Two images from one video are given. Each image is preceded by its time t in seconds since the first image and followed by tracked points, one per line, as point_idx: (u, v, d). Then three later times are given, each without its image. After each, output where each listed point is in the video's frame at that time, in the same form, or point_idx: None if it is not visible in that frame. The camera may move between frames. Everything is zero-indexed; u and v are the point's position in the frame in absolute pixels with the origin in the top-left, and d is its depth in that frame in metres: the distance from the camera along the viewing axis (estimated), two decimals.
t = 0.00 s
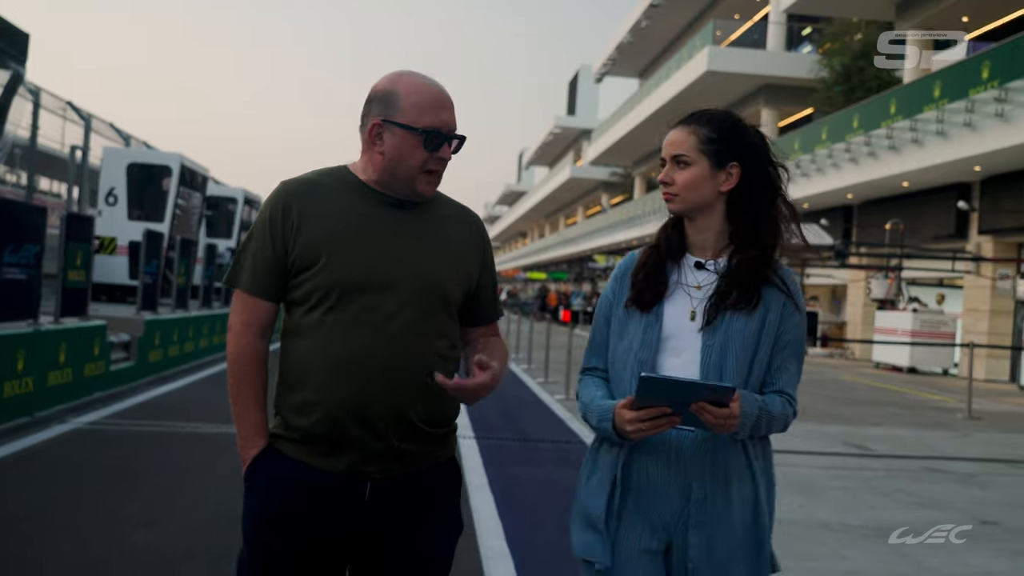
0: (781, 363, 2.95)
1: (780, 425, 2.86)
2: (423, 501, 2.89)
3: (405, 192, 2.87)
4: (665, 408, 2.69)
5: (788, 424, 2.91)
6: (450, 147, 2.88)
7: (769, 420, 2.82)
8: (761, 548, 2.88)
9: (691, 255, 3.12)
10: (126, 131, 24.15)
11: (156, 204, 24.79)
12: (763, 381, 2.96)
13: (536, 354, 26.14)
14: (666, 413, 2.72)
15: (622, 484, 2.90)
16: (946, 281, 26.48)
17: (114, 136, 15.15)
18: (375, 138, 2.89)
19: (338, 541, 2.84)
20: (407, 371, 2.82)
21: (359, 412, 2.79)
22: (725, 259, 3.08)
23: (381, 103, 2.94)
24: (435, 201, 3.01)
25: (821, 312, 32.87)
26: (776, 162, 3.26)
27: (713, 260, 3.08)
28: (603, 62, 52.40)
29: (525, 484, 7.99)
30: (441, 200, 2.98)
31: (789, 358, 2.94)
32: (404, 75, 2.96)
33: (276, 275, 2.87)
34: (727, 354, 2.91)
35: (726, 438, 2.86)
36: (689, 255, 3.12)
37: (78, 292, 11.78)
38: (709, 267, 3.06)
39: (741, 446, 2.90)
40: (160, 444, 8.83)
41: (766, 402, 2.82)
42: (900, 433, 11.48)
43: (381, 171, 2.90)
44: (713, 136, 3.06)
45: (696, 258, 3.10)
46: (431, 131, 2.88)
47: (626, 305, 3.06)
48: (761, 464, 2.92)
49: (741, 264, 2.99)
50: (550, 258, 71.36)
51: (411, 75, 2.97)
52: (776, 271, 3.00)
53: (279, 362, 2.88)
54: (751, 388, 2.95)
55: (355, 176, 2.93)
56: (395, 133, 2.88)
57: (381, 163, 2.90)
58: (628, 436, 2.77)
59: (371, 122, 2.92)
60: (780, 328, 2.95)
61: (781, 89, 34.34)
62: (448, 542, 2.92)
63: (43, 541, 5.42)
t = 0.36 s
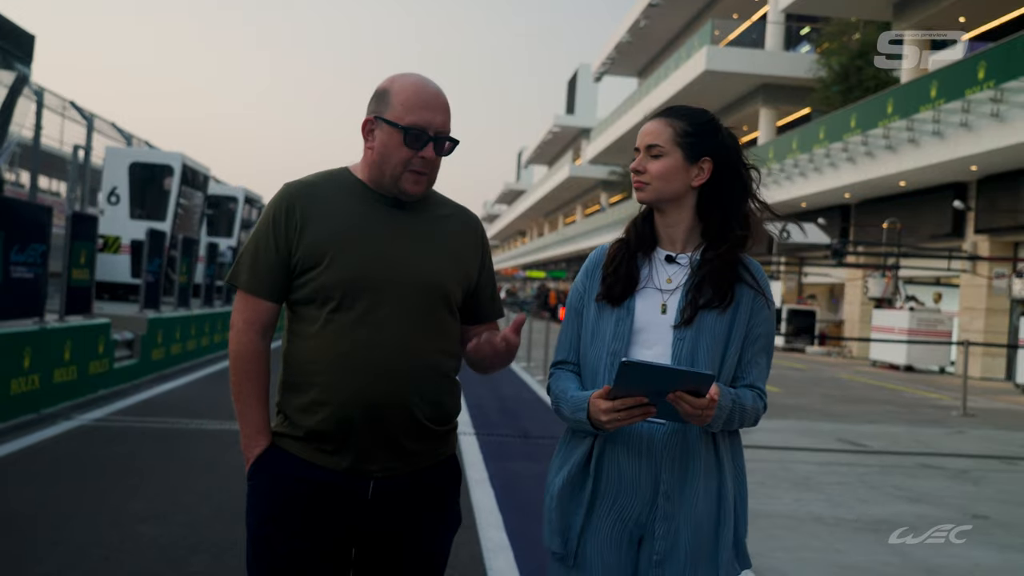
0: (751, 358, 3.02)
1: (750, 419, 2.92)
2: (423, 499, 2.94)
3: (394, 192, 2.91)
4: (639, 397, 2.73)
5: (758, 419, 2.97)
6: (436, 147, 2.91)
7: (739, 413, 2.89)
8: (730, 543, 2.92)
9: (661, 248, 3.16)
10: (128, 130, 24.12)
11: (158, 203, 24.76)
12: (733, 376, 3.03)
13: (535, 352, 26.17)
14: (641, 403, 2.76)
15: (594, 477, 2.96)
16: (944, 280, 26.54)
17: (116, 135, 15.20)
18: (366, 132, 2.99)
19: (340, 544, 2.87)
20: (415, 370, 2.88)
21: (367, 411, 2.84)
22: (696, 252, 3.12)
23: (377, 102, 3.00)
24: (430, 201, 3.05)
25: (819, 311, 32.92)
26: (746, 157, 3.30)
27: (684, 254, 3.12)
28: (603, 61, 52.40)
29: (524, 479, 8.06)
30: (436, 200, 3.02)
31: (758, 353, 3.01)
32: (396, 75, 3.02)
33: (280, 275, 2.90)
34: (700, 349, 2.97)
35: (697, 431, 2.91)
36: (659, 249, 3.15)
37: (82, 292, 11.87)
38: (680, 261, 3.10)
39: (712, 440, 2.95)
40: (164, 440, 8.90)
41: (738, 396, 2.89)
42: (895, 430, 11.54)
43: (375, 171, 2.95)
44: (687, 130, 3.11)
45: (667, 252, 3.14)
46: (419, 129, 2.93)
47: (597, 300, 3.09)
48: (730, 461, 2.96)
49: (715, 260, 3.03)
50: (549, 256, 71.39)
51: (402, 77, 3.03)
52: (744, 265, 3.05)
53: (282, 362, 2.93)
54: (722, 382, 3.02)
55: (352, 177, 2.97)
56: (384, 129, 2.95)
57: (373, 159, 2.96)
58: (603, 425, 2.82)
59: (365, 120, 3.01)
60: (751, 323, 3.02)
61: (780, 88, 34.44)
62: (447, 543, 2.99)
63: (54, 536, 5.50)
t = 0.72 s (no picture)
0: (739, 353, 3.05)
1: (739, 413, 2.94)
2: (402, 501, 2.87)
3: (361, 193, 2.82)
4: (624, 394, 2.79)
5: (747, 412, 3.00)
6: (399, 143, 2.86)
7: (726, 408, 2.91)
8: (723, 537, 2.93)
9: (650, 248, 3.21)
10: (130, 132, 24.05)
11: (161, 204, 24.70)
12: (723, 372, 3.06)
13: (535, 352, 26.25)
14: (626, 400, 2.82)
15: (587, 476, 2.98)
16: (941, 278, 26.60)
17: (118, 137, 15.25)
18: (327, 135, 2.91)
19: (313, 539, 2.80)
20: (391, 370, 2.80)
21: (347, 413, 2.76)
22: (683, 252, 3.16)
23: (336, 104, 2.94)
24: (398, 198, 2.95)
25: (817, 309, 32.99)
26: (735, 158, 3.32)
27: (672, 254, 3.16)
28: (601, 60, 52.48)
29: (524, 474, 8.13)
30: (405, 195, 2.93)
31: (746, 348, 3.05)
32: (352, 75, 2.95)
33: (249, 284, 2.85)
34: (687, 348, 3.01)
35: (685, 427, 2.92)
36: (648, 249, 3.21)
37: (86, 293, 12.10)
38: (667, 261, 3.15)
39: (701, 435, 2.96)
40: (170, 438, 8.99)
41: (723, 391, 2.91)
42: (891, 427, 11.61)
43: (338, 171, 2.87)
44: (673, 132, 3.13)
45: (655, 253, 3.18)
46: (380, 126, 2.87)
47: (587, 300, 3.15)
48: (722, 455, 2.97)
49: (700, 261, 3.07)
50: (548, 256, 71.49)
51: (358, 76, 2.95)
52: (730, 267, 3.09)
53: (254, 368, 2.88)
54: (711, 378, 3.05)
55: (318, 180, 2.90)
56: (344, 131, 2.88)
57: (335, 160, 2.89)
58: (590, 422, 2.87)
59: (323, 125, 2.93)
60: (738, 320, 3.06)
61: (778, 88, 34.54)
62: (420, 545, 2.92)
63: (66, 533, 5.57)
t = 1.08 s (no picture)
0: (768, 349, 2.99)
1: (768, 412, 2.88)
2: (378, 486, 2.89)
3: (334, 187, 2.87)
4: (636, 393, 2.83)
5: (781, 410, 2.93)
6: (368, 138, 2.88)
7: (752, 406, 2.85)
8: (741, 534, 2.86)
9: (676, 248, 3.19)
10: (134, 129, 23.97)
11: (163, 203, 24.56)
12: (752, 371, 3.00)
13: (535, 349, 26.30)
14: (642, 401, 2.85)
15: (610, 477, 2.99)
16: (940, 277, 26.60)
17: (123, 134, 15.30)
18: (297, 129, 2.92)
19: (295, 529, 2.83)
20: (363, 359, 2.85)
21: (322, 402, 2.80)
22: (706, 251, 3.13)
23: (305, 99, 2.94)
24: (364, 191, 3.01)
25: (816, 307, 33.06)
26: (761, 159, 3.28)
27: (696, 252, 3.14)
28: (602, 58, 52.52)
29: (524, 469, 8.21)
30: (374, 189, 3.00)
31: (777, 343, 2.98)
32: (321, 68, 2.96)
33: (218, 276, 2.85)
34: (710, 346, 2.97)
35: (703, 423, 2.89)
36: (674, 250, 3.19)
37: (93, 290, 12.38)
38: (691, 260, 3.13)
39: (723, 432, 2.93)
40: (177, 433, 9.08)
41: (746, 388, 2.84)
42: (887, 423, 11.68)
43: (309, 164, 2.91)
44: (692, 130, 3.10)
45: (680, 252, 3.16)
46: (351, 120, 2.90)
47: (614, 305, 3.18)
48: (744, 451, 2.93)
49: (720, 260, 3.03)
50: (549, 254, 71.59)
51: (328, 69, 2.96)
52: (753, 263, 3.04)
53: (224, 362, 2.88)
54: (739, 377, 2.98)
55: (287, 173, 2.92)
56: (317, 125, 2.90)
57: (307, 154, 2.90)
58: (611, 426, 2.91)
59: (293, 118, 2.94)
60: (763, 316, 2.99)
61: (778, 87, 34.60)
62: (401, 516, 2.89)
63: (81, 525, 5.68)
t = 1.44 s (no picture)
0: (789, 342, 2.97)
1: (786, 406, 2.88)
2: (368, 475, 3.03)
3: (325, 182, 2.97)
4: (654, 386, 2.80)
5: (799, 404, 2.92)
6: (359, 135, 2.98)
7: (770, 399, 2.85)
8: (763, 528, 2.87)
9: (696, 242, 3.16)
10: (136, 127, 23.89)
11: (165, 201, 24.52)
12: (771, 364, 2.99)
13: (535, 347, 26.39)
14: (660, 394, 2.83)
15: (633, 470, 2.98)
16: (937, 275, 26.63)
17: (125, 133, 15.37)
18: (289, 124, 3.01)
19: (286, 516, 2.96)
20: (351, 351, 2.96)
21: (311, 394, 2.91)
22: (728, 244, 3.11)
23: (298, 95, 3.03)
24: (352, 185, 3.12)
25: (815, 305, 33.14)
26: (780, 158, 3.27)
27: (716, 247, 3.12)
28: (602, 57, 52.55)
29: (522, 463, 8.30)
30: (363, 184, 3.12)
31: (796, 337, 2.97)
32: (312, 66, 3.05)
33: (210, 271, 2.93)
34: (730, 340, 2.96)
35: (721, 418, 2.88)
36: (693, 244, 3.17)
37: (96, 288, 12.43)
38: (711, 254, 3.11)
39: (742, 426, 2.92)
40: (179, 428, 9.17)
41: (764, 380, 2.84)
42: (881, 420, 11.76)
43: (298, 160, 3.01)
44: (711, 125, 3.08)
45: (699, 246, 3.14)
46: (342, 118, 2.99)
47: (633, 301, 3.16)
48: (763, 445, 2.92)
49: (741, 254, 3.02)
50: (549, 253, 71.68)
51: (318, 67, 3.06)
52: (776, 255, 3.01)
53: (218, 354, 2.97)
54: (758, 372, 2.98)
55: (276, 168, 3.02)
56: (308, 120, 2.99)
57: (297, 150, 3.00)
58: (629, 419, 2.88)
59: (284, 113, 3.04)
60: (781, 310, 2.98)
61: (777, 86, 34.69)
62: (389, 499, 3.03)
63: (87, 517, 5.78)
